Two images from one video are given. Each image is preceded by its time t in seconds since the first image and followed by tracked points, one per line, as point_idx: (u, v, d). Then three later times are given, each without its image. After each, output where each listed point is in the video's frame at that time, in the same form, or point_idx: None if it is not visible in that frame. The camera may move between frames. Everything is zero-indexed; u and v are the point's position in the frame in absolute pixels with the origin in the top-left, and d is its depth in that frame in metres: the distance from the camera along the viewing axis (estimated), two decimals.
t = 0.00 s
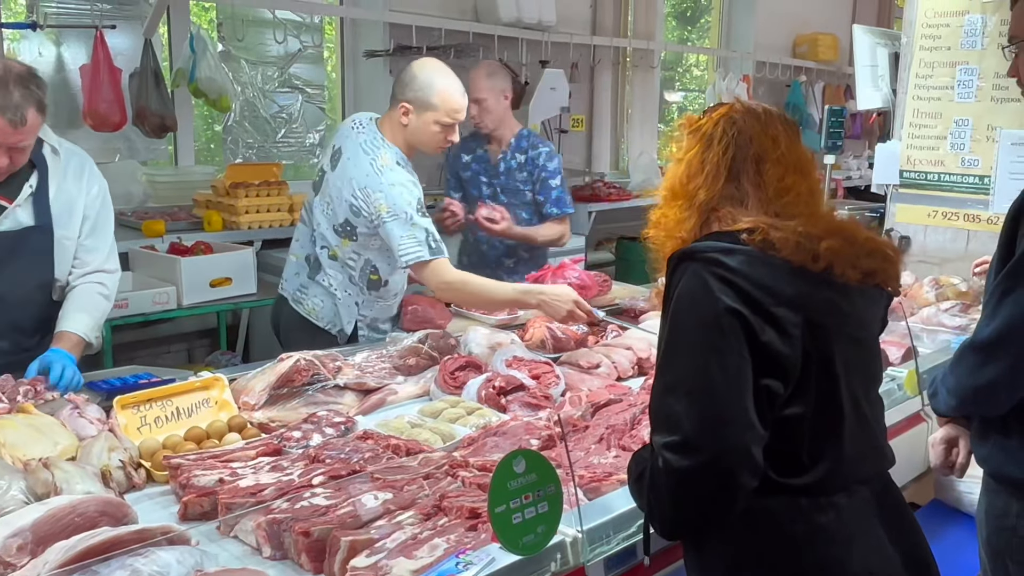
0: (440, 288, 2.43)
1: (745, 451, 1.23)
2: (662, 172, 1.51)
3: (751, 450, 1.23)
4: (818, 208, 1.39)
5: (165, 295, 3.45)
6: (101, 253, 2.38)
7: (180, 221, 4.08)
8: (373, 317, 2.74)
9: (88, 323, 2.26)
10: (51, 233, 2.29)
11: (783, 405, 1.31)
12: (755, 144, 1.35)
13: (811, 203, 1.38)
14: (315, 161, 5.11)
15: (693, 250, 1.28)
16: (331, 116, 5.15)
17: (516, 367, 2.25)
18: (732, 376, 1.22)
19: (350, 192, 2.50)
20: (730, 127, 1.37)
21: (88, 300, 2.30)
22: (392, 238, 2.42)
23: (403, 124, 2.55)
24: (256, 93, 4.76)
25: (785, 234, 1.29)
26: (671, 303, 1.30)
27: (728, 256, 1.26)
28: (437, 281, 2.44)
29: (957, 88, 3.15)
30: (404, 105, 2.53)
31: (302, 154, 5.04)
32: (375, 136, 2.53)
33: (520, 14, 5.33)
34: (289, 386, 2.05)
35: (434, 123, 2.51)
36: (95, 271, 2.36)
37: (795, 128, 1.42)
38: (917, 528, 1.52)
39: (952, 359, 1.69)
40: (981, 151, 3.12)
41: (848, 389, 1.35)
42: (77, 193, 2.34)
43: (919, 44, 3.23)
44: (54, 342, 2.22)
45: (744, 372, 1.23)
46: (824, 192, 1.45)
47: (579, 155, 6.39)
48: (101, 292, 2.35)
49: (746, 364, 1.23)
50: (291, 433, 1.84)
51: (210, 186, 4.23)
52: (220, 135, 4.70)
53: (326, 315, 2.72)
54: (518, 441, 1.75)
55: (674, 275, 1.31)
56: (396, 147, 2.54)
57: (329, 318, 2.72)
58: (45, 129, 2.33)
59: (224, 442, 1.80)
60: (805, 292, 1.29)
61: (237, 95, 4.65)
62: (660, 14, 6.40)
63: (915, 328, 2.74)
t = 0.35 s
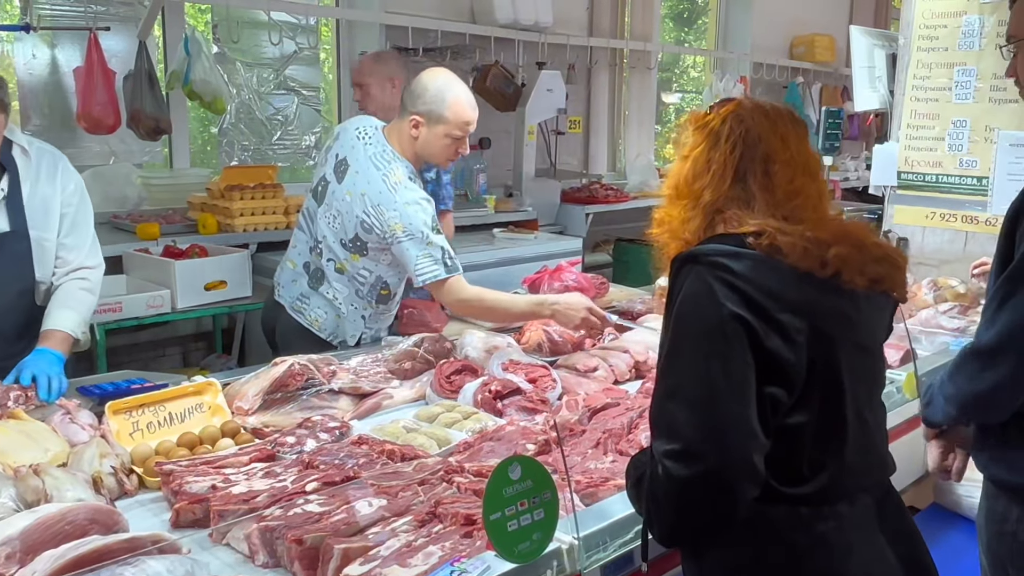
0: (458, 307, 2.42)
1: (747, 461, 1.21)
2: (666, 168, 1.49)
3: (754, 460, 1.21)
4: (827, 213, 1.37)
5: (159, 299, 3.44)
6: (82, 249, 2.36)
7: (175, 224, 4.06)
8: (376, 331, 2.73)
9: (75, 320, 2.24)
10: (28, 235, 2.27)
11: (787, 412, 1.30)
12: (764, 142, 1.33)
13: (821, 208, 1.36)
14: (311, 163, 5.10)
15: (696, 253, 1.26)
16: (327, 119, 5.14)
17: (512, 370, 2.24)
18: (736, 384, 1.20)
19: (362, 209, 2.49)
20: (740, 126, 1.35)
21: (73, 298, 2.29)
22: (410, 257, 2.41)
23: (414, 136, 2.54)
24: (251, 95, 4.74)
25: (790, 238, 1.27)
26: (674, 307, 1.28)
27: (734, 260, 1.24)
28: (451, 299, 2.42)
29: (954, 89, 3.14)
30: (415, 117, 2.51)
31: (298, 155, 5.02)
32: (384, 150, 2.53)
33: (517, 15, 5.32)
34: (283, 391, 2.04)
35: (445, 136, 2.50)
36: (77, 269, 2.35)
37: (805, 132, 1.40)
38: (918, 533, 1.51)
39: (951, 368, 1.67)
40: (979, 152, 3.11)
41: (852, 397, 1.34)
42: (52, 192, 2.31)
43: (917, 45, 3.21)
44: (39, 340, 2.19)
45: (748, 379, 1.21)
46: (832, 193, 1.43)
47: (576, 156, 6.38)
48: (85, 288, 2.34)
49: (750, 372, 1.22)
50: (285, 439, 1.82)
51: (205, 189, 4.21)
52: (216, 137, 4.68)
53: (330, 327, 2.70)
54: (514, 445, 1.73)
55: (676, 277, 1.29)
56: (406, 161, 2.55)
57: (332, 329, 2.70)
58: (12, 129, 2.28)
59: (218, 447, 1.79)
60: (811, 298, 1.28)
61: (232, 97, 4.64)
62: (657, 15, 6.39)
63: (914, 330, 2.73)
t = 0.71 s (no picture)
0: (477, 299, 2.39)
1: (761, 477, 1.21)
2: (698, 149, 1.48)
3: (768, 477, 1.21)
4: (864, 208, 1.34)
5: (158, 301, 3.44)
6: (88, 253, 2.35)
7: (174, 226, 4.05)
8: (379, 334, 2.73)
9: (76, 324, 2.22)
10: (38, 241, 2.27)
11: (808, 427, 1.28)
12: (794, 133, 1.31)
13: (857, 203, 1.33)
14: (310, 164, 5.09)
15: (719, 257, 1.26)
16: (326, 120, 5.14)
17: (514, 373, 2.23)
18: (754, 396, 1.20)
19: (362, 215, 2.47)
20: (769, 113, 1.33)
21: (76, 301, 2.27)
22: (420, 258, 2.40)
23: (407, 139, 2.55)
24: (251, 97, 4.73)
25: (820, 247, 1.26)
26: (695, 311, 1.28)
27: (759, 267, 1.23)
28: (468, 294, 2.40)
29: (955, 89, 3.13)
30: (408, 120, 2.53)
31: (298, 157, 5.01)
32: (381, 153, 2.52)
33: (516, 16, 5.32)
34: (284, 394, 2.03)
35: (440, 138, 2.53)
36: (83, 273, 2.33)
37: (840, 116, 1.37)
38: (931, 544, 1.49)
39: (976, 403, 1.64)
40: (980, 153, 3.10)
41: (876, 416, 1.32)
42: (61, 198, 2.30)
43: (916, 45, 3.21)
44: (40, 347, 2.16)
45: (768, 393, 1.21)
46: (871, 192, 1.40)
47: (576, 157, 6.38)
48: (89, 293, 2.32)
49: (771, 386, 1.21)
50: (286, 442, 1.81)
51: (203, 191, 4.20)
52: (215, 139, 4.67)
53: (332, 331, 2.69)
54: (516, 447, 1.72)
55: (699, 281, 1.28)
56: (402, 163, 2.55)
57: (334, 334, 2.69)
58: (23, 134, 2.28)
59: (218, 451, 1.78)
60: (840, 312, 1.25)
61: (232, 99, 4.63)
62: (656, 16, 6.39)
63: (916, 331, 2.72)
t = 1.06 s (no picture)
0: (477, 297, 2.39)
1: (787, 486, 1.21)
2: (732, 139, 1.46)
3: (795, 487, 1.21)
4: (903, 205, 1.33)
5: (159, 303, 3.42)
6: (119, 269, 2.35)
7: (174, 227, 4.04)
8: (380, 335, 2.73)
9: (97, 333, 2.21)
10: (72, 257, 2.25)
11: (835, 433, 1.28)
12: (834, 125, 1.29)
13: (896, 199, 1.32)
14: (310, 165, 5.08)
15: (754, 257, 1.23)
16: (326, 121, 5.13)
17: (517, 373, 2.22)
18: (785, 402, 1.19)
19: (360, 215, 2.47)
20: (806, 105, 1.32)
21: (99, 313, 2.25)
22: (418, 255, 2.39)
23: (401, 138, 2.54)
24: (251, 97, 4.71)
25: (859, 249, 1.26)
26: (724, 311, 1.26)
27: (795, 270, 1.21)
28: (468, 292, 2.39)
29: (957, 89, 3.12)
30: (404, 119, 2.51)
31: (298, 158, 5.00)
32: (379, 152, 2.51)
33: (516, 17, 5.31)
34: (287, 395, 2.02)
35: (435, 136, 2.51)
36: (116, 285, 2.33)
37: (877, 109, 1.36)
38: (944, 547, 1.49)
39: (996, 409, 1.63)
40: (982, 152, 3.09)
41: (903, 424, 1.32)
42: (93, 216, 2.31)
43: (919, 45, 3.20)
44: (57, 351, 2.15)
45: (798, 401, 1.20)
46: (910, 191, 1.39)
47: (576, 158, 6.37)
48: (120, 307, 2.32)
49: (802, 393, 1.20)
50: (289, 444, 1.80)
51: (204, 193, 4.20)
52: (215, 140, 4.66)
53: (333, 332, 2.69)
54: (521, 448, 1.71)
55: (729, 280, 1.26)
56: (399, 163, 2.53)
57: (335, 335, 2.69)
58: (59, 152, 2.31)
59: (222, 453, 1.77)
60: (877, 319, 1.24)
61: (232, 100, 4.62)
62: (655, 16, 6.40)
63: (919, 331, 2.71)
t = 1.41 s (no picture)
0: (475, 290, 2.38)
1: (797, 495, 1.17)
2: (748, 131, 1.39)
3: (805, 496, 1.18)
4: (926, 210, 1.28)
5: (157, 305, 3.41)
6: (129, 284, 2.38)
7: (172, 229, 4.03)
8: (379, 336, 2.70)
9: (97, 350, 2.22)
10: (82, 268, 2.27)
11: (848, 443, 1.25)
12: (861, 124, 1.23)
13: (920, 204, 1.27)
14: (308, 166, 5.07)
15: (767, 260, 1.21)
16: (324, 122, 5.12)
17: (516, 375, 2.22)
18: (797, 409, 1.16)
19: (351, 215, 2.47)
20: (833, 101, 1.24)
21: (103, 328, 2.27)
22: (411, 250, 2.38)
23: (382, 133, 2.54)
24: (248, 99, 4.71)
25: (879, 257, 1.22)
26: (735, 315, 1.24)
27: (810, 274, 1.19)
28: (466, 284, 2.39)
29: (955, 89, 3.11)
30: (379, 113, 2.52)
31: (296, 159, 5.00)
32: (366, 150, 2.51)
33: (513, 18, 5.31)
34: (286, 398, 2.01)
35: (411, 127, 2.49)
36: (123, 302, 2.35)
37: (903, 106, 1.30)
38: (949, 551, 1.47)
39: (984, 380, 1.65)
40: (980, 152, 3.09)
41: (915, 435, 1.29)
42: (105, 227, 2.33)
43: (916, 45, 3.19)
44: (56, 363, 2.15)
45: (811, 408, 1.17)
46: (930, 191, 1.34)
47: (575, 158, 6.37)
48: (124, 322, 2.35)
49: (815, 400, 1.17)
50: (288, 447, 1.79)
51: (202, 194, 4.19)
52: (213, 142, 4.65)
53: (331, 334, 2.67)
54: (521, 450, 1.71)
55: (741, 283, 1.23)
56: (386, 159, 2.54)
57: (333, 336, 2.67)
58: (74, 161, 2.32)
59: (220, 456, 1.76)
60: (894, 328, 1.21)
61: (230, 102, 4.61)
62: (653, 17, 6.40)
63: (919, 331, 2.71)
